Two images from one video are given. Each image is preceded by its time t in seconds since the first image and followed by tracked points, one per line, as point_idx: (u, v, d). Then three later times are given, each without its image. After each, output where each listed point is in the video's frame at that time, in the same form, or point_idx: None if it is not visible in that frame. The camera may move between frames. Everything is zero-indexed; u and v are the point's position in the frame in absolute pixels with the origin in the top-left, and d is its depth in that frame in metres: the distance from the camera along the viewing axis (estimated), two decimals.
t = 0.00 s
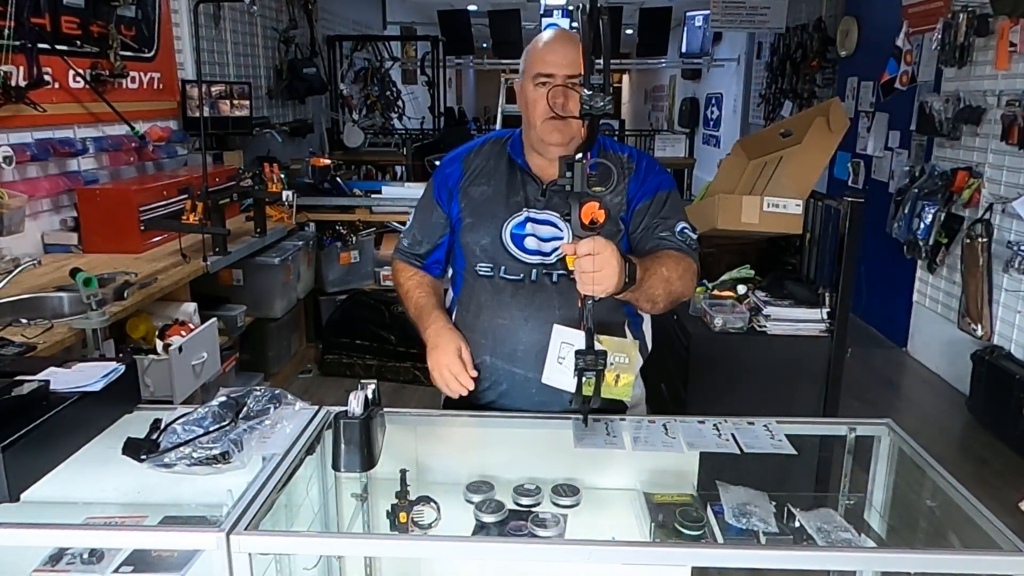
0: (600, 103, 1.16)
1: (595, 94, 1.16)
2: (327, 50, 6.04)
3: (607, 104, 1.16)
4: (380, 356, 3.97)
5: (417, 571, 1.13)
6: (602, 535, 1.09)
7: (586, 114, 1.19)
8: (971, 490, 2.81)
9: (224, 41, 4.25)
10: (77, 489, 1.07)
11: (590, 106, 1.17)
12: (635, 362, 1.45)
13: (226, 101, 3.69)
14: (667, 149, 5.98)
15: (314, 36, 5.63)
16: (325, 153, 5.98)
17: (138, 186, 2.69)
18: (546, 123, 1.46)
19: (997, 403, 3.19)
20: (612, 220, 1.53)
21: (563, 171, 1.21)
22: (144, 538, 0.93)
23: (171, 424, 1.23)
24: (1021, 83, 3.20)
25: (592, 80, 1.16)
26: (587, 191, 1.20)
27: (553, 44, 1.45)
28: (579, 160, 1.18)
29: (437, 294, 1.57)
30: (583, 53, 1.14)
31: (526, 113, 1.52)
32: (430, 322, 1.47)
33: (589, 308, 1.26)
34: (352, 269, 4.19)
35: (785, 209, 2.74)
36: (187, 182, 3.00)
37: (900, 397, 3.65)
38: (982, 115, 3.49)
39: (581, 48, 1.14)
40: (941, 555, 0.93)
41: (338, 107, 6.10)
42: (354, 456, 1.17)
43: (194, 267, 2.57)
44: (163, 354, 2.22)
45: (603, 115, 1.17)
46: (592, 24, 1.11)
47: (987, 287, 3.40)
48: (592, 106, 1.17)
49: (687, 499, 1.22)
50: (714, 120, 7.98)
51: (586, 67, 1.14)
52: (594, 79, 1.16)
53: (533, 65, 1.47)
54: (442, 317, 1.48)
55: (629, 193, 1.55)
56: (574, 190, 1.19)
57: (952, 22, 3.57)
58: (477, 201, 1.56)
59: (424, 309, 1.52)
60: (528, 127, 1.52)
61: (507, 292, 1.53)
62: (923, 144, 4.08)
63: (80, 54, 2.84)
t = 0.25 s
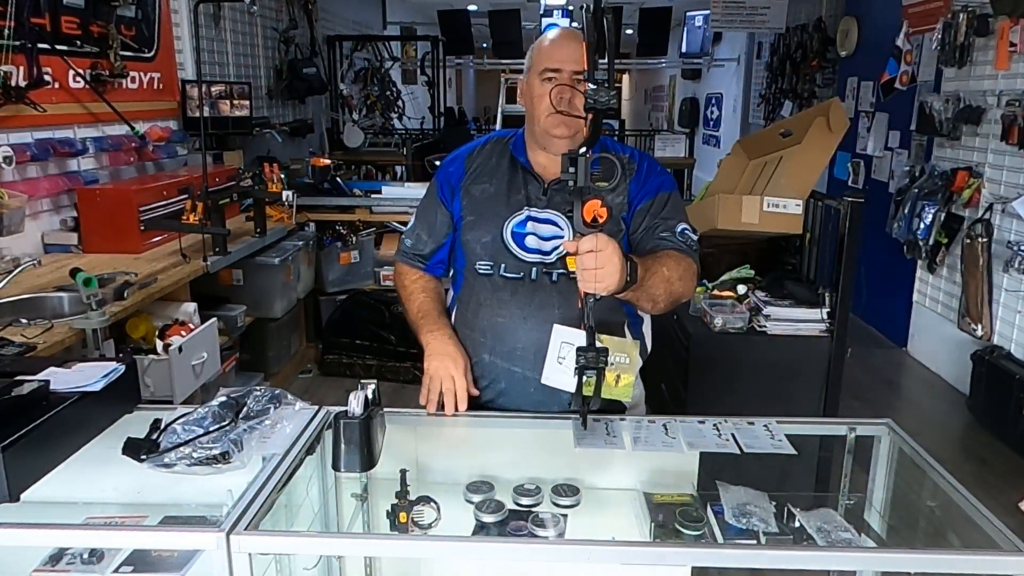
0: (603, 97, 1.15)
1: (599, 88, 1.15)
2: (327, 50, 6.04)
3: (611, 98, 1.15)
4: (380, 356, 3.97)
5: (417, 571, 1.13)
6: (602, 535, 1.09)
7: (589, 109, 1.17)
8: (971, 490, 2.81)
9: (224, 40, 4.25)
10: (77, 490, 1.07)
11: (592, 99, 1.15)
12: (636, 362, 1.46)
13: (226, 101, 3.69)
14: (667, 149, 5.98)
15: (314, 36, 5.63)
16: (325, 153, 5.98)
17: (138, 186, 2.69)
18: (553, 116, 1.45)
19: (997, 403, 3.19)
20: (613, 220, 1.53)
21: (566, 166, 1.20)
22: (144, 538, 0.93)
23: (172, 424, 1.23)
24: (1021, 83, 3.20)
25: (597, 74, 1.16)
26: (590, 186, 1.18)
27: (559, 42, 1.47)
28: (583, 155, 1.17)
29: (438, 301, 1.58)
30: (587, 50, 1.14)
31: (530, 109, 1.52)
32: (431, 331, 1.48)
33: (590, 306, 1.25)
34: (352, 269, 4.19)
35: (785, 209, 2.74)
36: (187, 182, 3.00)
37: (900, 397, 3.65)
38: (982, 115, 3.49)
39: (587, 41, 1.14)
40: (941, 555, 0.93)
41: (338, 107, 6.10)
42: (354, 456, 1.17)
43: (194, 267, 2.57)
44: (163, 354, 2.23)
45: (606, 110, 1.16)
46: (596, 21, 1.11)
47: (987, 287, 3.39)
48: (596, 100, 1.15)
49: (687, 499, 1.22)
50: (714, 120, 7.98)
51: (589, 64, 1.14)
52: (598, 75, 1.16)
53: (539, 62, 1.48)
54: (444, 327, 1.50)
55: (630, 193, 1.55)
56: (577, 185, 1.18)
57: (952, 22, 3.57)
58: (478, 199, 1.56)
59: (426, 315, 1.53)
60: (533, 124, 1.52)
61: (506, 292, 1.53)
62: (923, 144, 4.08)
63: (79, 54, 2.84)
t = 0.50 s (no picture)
0: (602, 100, 1.16)
1: (597, 91, 1.15)
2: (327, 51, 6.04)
3: (609, 101, 1.15)
4: (380, 356, 3.98)
5: (417, 571, 1.13)
6: (602, 535, 1.09)
7: (587, 112, 1.18)
8: (971, 490, 2.81)
9: (224, 41, 4.25)
10: (77, 490, 1.07)
11: (591, 103, 1.16)
12: (637, 363, 1.45)
13: (226, 101, 3.69)
14: (667, 150, 5.99)
15: (314, 36, 5.64)
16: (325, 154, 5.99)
17: (138, 186, 2.69)
18: (552, 114, 1.45)
19: (997, 403, 3.19)
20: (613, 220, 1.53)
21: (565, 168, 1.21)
22: (144, 538, 0.93)
23: (172, 424, 1.23)
24: (1021, 83, 3.21)
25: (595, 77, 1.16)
26: (589, 188, 1.19)
27: (561, 40, 1.47)
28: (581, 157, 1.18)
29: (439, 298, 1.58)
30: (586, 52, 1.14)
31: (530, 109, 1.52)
32: (433, 329, 1.48)
33: (589, 309, 1.25)
34: (352, 269, 4.19)
35: (784, 209, 2.74)
36: (187, 182, 3.00)
37: (900, 397, 3.65)
38: (982, 115, 3.49)
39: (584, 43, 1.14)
40: (942, 555, 0.93)
41: (338, 107, 6.11)
42: (354, 456, 1.17)
43: (194, 267, 2.57)
44: (163, 354, 2.23)
45: (606, 113, 1.17)
46: (593, 23, 1.12)
47: (988, 287, 3.39)
48: (594, 103, 1.16)
49: (687, 500, 1.22)
50: (714, 120, 7.98)
51: (587, 66, 1.14)
52: (596, 77, 1.16)
53: (540, 61, 1.48)
54: (445, 326, 1.50)
55: (630, 194, 1.55)
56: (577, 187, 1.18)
57: (952, 22, 3.56)
58: (478, 199, 1.56)
59: (427, 312, 1.53)
60: (532, 122, 1.52)
61: (506, 292, 1.53)
62: (922, 144, 4.08)
63: (79, 54, 2.84)
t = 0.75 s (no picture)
0: (600, 102, 1.14)
1: (596, 93, 1.15)
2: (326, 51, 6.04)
3: (607, 103, 1.14)
4: (380, 356, 3.98)
5: (417, 571, 1.13)
6: (602, 535, 1.09)
7: (586, 114, 1.16)
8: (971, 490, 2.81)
9: (224, 40, 4.25)
10: (77, 490, 1.07)
11: (590, 104, 1.15)
12: (637, 365, 1.46)
13: (226, 101, 3.70)
14: (667, 149, 5.99)
15: (314, 36, 5.64)
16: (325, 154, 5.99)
17: (138, 186, 2.69)
18: (553, 115, 1.45)
19: (997, 403, 3.19)
20: (612, 220, 1.53)
21: (563, 170, 1.20)
22: (144, 538, 0.93)
23: (172, 424, 1.23)
24: (1021, 83, 3.21)
25: (593, 79, 1.16)
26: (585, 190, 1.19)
27: (562, 40, 1.46)
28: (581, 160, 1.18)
29: (439, 296, 1.58)
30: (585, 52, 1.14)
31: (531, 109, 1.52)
32: (433, 328, 1.48)
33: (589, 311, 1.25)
34: (352, 269, 4.19)
35: (784, 209, 2.74)
36: (187, 182, 3.00)
37: (900, 397, 3.65)
38: (982, 114, 3.49)
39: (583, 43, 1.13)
40: (942, 555, 0.93)
41: (338, 107, 6.11)
42: (354, 456, 1.17)
43: (194, 267, 2.57)
44: (164, 354, 2.23)
45: (604, 115, 1.15)
46: (592, 24, 1.12)
47: (988, 287, 3.40)
48: (592, 105, 1.15)
49: (687, 499, 1.22)
50: (714, 120, 7.98)
51: (586, 67, 1.14)
52: (594, 79, 1.16)
53: (542, 61, 1.48)
54: (446, 325, 1.50)
55: (629, 194, 1.55)
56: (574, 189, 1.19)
57: (952, 22, 3.57)
58: (478, 198, 1.56)
59: (427, 310, 1.53)
60: (532, 123, 1.52)
61: (505, 291, 1.53)
62: (922, 144, 4.08)
63: (79, 54, 2.84)
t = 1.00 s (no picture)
0: (598, 101, 1.16)
1: (593, 91, 1.15)
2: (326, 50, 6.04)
3: (605, 102, 1.15)
4: (380, 356, 3.98)
5: (417, 570, 1.13)
6: (602, 534, 1.10)
7: (584, 112, 1.18)
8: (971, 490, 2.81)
9: (224, 40, 4.25)
10: (77, 490, 1.07)
11: (587, 103, 1.16)
12: (633, 366, 1.45)
13: (226, 101, 3.69)
14: (666, 149, 5.99)
15: (314, 36, 5.64)
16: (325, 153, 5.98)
17: (138, 186, 2.69)
18: (554, 115, 1.45)
19: (997, 402, 3.19)
20: (612, 220, 1.54)
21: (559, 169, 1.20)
22: (144, 538, 0.93)
23: (171, 424, 1.23)
24: (1021, 82, 3.21)
25: (590, 78, 1.16)
26: (584, 189, 1.19)
27: (565, 40, 1.45)
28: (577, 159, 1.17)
29: (437, 296, 1.58)
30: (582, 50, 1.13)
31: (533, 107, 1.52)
32: (433, 328, 1.49)
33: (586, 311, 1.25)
34: (352, 269, 4.18)
35: (784, 208, 2.74)
36: (186, 181, 3.00)
37: (900, 396, 3.65)
38: (982, 114, 3.50)
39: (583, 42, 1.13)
40: (942, 554, 0.93)
41: (338, 107, 6.10)
42: (353, 455, 1.16)
43: (194, 267, 2.57)
44: (164, 353, 2.22)
45: (601, 114, 1.17)
46: (591, 23, 1.10)
47: (987, 286, 3.39)
48: (590, 104, 1.16)
49: (686, 499, 1.22)
50: (714, 119, 7.98)
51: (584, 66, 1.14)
52: (592, 78, 1.16)
53: (544, 60, 1.47)
54: (445, 325, 1.51)
55: (629, 194, 1.55)
56: (571, 188, 1.18)
57: (952, 21, 3.57)
58: (479, 196, 1.56)
59: (426, 309, 1.53)
60: (533, 121, 1.52)
61: (505, 289, 1.53)
62: (922, 144, 4.08)
63: (79, 53, 2.84)
